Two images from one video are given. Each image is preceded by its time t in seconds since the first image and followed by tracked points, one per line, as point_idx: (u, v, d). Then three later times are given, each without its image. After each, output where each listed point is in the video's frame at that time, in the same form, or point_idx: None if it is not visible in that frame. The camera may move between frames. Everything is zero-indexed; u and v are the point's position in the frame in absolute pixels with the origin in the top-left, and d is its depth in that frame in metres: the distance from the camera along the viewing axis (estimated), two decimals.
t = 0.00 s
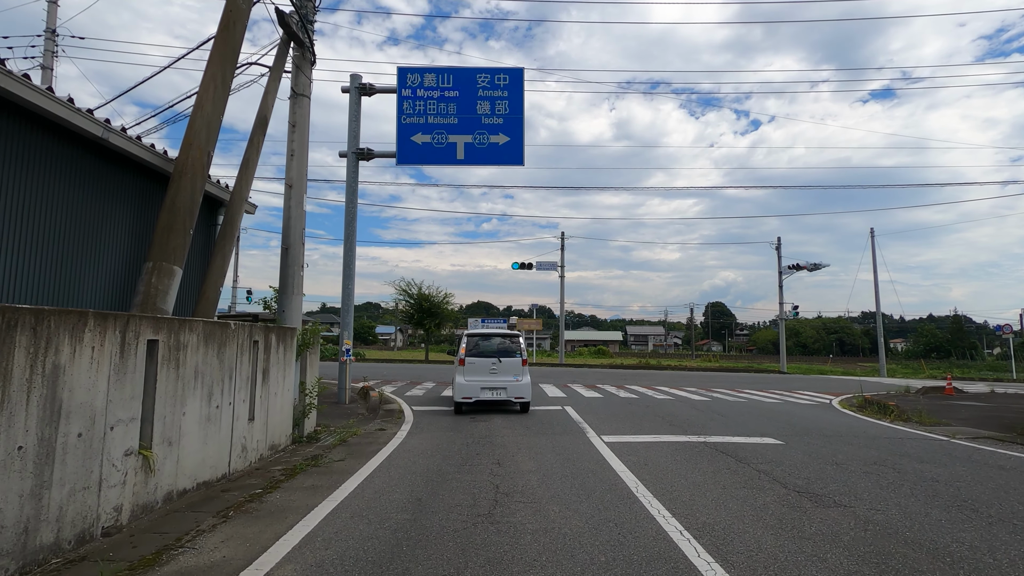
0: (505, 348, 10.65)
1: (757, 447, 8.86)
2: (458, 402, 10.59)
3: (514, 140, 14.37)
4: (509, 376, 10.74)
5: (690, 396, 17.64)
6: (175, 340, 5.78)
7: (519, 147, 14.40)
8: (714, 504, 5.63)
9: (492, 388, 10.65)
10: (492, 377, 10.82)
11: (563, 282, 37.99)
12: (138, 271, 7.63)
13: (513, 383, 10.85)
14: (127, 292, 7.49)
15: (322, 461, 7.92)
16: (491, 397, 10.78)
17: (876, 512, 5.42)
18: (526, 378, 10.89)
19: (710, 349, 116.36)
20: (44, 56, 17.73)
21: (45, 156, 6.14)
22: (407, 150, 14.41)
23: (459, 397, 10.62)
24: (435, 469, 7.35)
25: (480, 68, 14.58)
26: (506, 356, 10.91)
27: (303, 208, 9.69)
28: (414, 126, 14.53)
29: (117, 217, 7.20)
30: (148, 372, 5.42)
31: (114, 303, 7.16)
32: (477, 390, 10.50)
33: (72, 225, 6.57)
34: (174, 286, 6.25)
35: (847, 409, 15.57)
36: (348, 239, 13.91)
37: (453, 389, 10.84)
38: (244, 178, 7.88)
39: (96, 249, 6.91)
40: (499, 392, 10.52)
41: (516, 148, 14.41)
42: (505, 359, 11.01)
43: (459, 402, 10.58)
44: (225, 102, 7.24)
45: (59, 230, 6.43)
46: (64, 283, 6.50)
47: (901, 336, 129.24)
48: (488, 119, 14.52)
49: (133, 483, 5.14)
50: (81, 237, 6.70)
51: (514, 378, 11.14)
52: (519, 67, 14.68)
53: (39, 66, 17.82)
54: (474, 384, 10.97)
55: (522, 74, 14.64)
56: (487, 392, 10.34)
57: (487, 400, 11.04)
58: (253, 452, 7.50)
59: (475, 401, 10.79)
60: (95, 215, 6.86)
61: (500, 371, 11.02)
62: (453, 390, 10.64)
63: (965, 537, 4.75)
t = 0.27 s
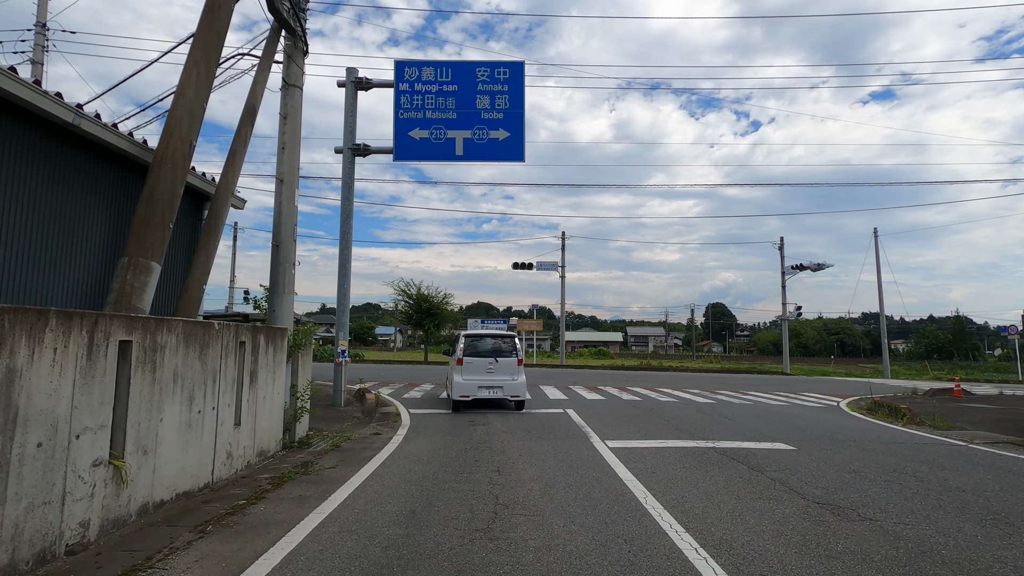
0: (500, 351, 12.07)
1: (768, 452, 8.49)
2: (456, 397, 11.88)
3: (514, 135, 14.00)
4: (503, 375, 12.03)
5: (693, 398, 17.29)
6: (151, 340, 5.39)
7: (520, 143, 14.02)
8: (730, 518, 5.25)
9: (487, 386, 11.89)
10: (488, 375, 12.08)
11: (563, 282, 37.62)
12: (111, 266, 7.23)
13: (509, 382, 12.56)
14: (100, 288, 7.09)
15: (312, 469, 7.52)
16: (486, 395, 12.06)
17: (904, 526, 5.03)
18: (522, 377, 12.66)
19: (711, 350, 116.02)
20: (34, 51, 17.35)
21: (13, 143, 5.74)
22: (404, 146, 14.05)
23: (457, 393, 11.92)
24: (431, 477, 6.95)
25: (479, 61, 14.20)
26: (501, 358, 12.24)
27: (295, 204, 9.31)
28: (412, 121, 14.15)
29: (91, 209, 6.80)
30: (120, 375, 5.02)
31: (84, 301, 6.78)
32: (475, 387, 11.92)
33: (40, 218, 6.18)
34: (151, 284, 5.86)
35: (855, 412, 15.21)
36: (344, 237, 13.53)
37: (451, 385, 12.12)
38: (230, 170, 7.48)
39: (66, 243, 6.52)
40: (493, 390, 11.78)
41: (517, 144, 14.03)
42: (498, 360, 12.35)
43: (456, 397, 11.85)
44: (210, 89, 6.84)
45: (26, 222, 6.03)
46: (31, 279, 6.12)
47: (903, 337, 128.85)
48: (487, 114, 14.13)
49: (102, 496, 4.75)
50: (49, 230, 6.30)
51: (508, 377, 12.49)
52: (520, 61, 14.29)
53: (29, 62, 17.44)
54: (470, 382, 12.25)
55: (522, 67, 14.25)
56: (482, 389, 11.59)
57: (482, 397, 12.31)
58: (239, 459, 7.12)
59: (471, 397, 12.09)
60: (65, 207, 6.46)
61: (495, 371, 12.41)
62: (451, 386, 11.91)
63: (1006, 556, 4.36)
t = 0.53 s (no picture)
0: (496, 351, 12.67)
1: (784, 460, 8.00)
2: (454, 396, 12.62)
3: (515, 128, 13.53)
4: (498, 375, 12.70)
5: (698, 400, 16.83)
6: (117, 340, 4.90)
7: (521, 136, 13.54)
8: (753, 536, 4.76)
9: (483, 385, 12.60)
10: (485, 375, 12.77)
11: (564, 282, 37.13)
12: (73, 256, 6.75)
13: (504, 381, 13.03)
14: (59, 279, 6.61)
15: (298, 477, 7.04)
16: (483, 393, 12.84)
17: (949, 548, 4.53)
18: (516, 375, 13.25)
19: (712, 351, 115.56)
20: (21, 42, 16.88)
21: None
22: (401, 139, 13.58)
23: (456, 392, 12.68)
24: (426, 488, 6.48)
25: (479, 52, 13.71)
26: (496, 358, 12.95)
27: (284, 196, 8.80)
28: (409, 114, 13.67)
29: (52, 195, 6.34)
30: (78, 379, 4.54)
31: (41, 293, 6.30)
32: (471, 386, 12.40)
33: None
34: (119, 278, 5.37)
35: (866, 416, 14.74)
36: (338, 234, 13.03)
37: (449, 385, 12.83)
38: (211, 157, 6.96)
39: (22, 230, 6.04)
40: (490, 389, 12.48)
41: (517, 137, 13.55)
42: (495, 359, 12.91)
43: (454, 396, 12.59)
44: (187, 70, 6.34)
45: None
46: None
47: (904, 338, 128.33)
48: (487, 106, 13.65)
49: (56, 514, 4.27)
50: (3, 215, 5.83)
51: (503, 376, 12.96)
52: (521, 51, 13.80)
53: (16, 54, 16.97)
54: (467, 381, 12.98)
55: (523, 58, 13.76)
56: (479, 389, 12.29)
57: (479, 394, 13.10)
58: (219, 467, 6.63)
59: (468, 396, 12.86)
60: (22, 191, 5.99)
61: (490, 370, 12.91)
62: (449, 386, 12.62)
63: None
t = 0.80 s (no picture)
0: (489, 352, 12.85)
1: (805, 470, 7.44)
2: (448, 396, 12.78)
3: (515, 120, 12.98)
4: (492, 375, 12.89)
5: (703, 403, 16.30)
6: (65, 342, 4.33)
7: (521, 128, 12.98)
8: (786, 563, 4.20)
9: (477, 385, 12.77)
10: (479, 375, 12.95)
11: (564, 282, 36.56)
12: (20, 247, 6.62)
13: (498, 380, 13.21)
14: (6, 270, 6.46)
15: (278, 490, 6.45)
16: (477, 393, 13.05)
17: None
18: (508, 376, 13.46)
19: (712, 352, 114.90)
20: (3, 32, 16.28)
21: None
22: (397, 131, 13.02)
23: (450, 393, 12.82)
24: (417, 503, 5.90)
25: (477, 40, 13.12)
26: (490, 358, 13.17)
27: (268, 186, 8.24)
28: (404, 105, 13.10)
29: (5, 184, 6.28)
30: (16, 386, 3.97)
31: None
32: (465, 385, 12.59)
33: None
34: (73, 272, 4.80)
35: (881, 420, 14.16)
36: (331, 230, 12.55)
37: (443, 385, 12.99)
38: (184, 141, 6.37)
39: None
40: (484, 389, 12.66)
41: (517, 129, 12.99)
42: (488, 358, 13.09)
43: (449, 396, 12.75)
44: (156, 44, 5.71)
45: None
46: None
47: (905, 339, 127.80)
48: (486, 97, 13.07)
49: None
50: None
51: (497, 376, 13.11)
52: (521, 39, 13.21)
53: None
54: (461, 381, 13.17)
55: (524, 46, 13.18)
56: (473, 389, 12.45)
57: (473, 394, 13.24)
58: (191, 479, 6.06)
59: (463, 395, 13.02)
60: None
61: (484, 370, 13.07)
62: (444, 386, 12.78)
63: None
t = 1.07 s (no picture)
0: (482, 350, 13.12)
1: (834, 483, 6.77)
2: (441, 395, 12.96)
3: (516, 108, 12.32)
4: (485, 373, 13.17)
5: (712, 405, 15.65)
6: None
7: (523, 116, 12.32)
8: None
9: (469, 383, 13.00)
10: (471, 374, 13.19)
11: (565, 280, 35.86)
12: None
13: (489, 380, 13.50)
14: None
15: (251, 507, 5.76)
16: (469, 391, 13.28)
17: None
18: (499, 375, 13.74)
19: (714, 353, 114.18)
20: None
21: None
22: (391, 120, 12.37)
23: (443, 391, 13.02)
24: (407, 525, 5.20)
25: (477, 23, 12.43)
26: (481, 357, 13.44)
27: (247, 172, 7.55)
28: (399, 92, 12.43)
29: None
30: None
31: None
32: (457, 384, 12.81)
33: None
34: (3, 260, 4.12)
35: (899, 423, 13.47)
36: (322, 223, 12.06)
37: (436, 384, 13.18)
38: (145, 117, 5.67)
39: None
40: (476, 387, 12.90)
41: (519, 118, 12.32)
42: (480, 358, 13.40)
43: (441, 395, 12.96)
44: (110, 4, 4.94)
45: None
46: None
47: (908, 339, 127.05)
48: (485, 84, 12.39)
49: None
50: None
51: (488, 376, 13.38)
52: (523, 23, 12.52)
53: None
54: (453, 380, 13.36)
55: (525, 30, 12.49)
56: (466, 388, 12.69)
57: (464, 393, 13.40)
58: (152, 496, 5.39)
59: (455, 394, 13.18)
60: None
61: (476, 370, 13.33)
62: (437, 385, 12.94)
63: None
